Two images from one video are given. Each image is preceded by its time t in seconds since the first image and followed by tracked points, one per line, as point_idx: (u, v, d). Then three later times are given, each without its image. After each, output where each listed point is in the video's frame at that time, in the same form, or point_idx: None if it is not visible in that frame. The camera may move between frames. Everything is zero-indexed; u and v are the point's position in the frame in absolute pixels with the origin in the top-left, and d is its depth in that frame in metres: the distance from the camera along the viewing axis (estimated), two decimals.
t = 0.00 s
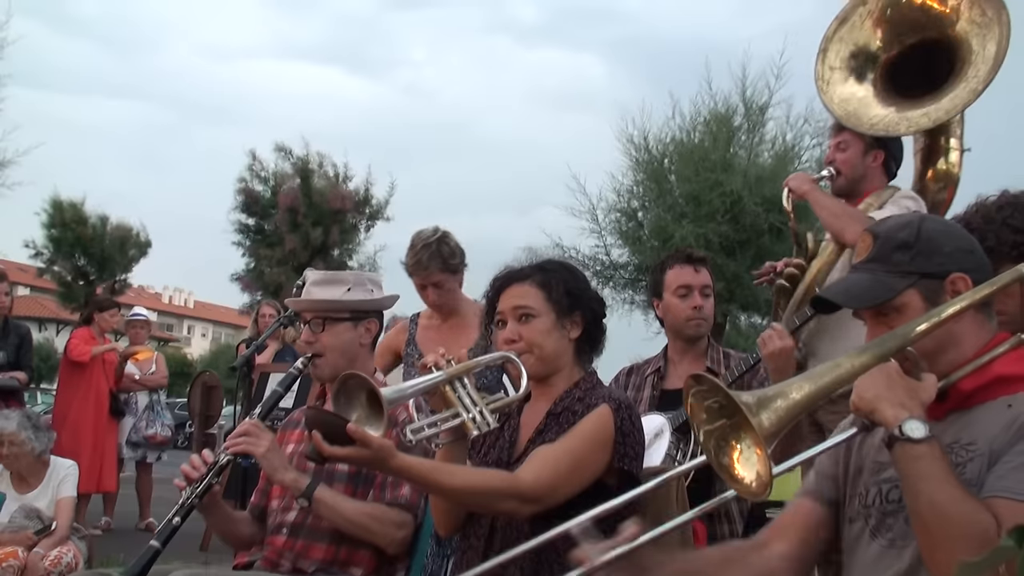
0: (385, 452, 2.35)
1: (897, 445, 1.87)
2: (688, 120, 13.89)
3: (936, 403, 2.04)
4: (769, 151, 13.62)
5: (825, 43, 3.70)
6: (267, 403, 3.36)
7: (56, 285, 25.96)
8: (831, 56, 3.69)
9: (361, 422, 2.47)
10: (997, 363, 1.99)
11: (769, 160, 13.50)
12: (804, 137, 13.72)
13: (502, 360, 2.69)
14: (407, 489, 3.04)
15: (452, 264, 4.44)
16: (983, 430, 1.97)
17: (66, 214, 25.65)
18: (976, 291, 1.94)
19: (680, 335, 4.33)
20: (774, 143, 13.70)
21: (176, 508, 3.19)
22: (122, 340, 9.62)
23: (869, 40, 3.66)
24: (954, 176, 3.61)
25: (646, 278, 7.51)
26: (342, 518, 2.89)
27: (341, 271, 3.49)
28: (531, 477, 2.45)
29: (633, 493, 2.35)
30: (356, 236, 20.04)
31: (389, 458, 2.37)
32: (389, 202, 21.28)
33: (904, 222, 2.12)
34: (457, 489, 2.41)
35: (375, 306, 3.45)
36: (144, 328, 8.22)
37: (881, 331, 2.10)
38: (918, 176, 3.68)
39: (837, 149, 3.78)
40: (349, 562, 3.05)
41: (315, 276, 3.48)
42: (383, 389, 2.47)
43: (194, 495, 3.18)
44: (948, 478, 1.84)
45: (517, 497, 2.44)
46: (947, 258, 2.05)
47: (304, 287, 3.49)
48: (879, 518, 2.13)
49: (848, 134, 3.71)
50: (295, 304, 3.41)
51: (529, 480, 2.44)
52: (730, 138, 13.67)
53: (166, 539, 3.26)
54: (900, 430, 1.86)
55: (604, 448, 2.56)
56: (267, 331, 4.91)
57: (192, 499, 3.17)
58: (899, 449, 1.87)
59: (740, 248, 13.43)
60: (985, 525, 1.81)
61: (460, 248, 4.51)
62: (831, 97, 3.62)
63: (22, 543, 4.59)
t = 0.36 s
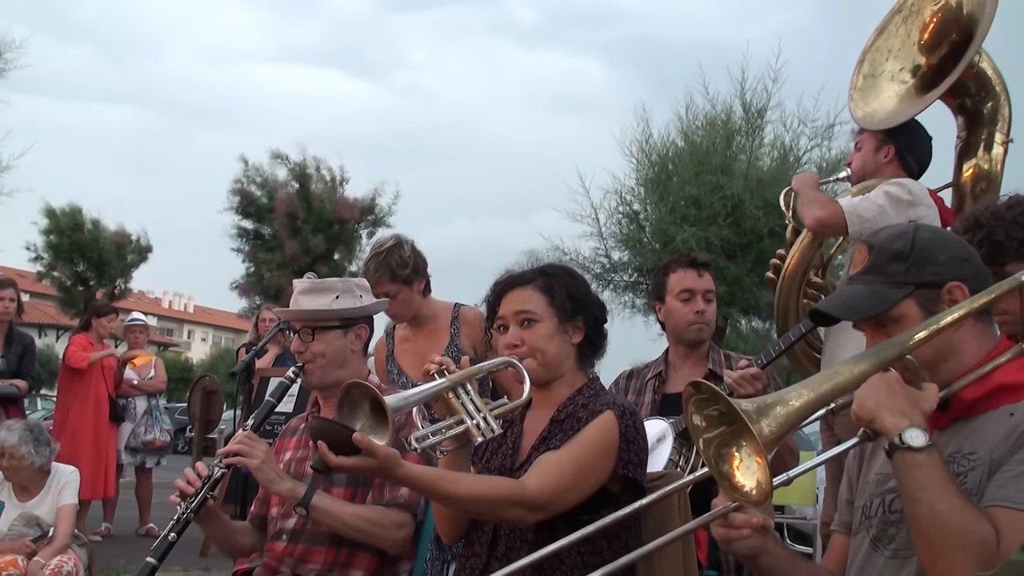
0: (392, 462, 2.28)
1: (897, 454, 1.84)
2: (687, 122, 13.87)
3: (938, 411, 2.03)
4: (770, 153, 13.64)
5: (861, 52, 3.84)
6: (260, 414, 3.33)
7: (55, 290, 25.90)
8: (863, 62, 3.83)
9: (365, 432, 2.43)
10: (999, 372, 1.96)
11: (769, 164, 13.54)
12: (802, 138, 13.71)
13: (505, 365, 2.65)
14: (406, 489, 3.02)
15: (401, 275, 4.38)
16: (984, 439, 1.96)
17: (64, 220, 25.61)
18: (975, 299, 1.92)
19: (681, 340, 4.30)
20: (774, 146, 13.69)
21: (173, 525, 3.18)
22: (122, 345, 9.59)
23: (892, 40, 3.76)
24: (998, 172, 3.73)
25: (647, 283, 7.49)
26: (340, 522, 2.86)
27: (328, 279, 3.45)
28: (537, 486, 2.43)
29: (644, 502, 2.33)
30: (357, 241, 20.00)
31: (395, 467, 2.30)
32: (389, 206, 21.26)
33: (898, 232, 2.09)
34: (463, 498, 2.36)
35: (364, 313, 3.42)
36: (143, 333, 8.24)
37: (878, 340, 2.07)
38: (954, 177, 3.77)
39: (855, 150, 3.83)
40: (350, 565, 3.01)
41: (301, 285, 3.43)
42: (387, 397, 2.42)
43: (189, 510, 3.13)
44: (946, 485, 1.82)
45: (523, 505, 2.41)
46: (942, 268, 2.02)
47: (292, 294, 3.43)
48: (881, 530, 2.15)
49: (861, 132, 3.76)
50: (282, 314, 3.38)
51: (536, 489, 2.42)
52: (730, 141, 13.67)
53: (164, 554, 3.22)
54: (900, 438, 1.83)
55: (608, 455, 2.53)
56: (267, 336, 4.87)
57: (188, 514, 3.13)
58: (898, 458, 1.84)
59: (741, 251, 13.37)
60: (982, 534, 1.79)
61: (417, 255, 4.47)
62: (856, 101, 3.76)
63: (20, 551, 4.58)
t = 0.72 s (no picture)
0: (400, 462, 2.24)
1: (908, 449, 1.82)
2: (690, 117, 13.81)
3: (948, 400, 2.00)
4: (773, 146, 13.59)
5: (868, 38, 3.80)
6: (261, 417, 3.30)
7: (59, 297, 25.89)
8: (872, 47, 3.78)
9: (372, 433, 2.39)
10: (1008, 356, 1.94)
11: (772, 156, 13.46)
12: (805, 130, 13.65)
13: (509, 362, 2.63)
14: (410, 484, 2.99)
15: (421, 268, 4.37)
16: (996, 431, 1.93)
17: (68, 226, 25.62)
18: (982, 284, 1.89)
19: (681, 335, 4.27)
20: (775, 139, 13.66)
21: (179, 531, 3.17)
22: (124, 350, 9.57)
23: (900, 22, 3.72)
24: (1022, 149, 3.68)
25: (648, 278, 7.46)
26: (347, 521, 2.84)
27: (330, 281, 3.44)
28: (545, 484, 2.39)
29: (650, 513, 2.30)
30: (360, 241, 19.98)
31: (402, 467, 2.26)
32: (392, 206, 21.24)
33: (907, 215, 2.06)
34: (471, 496, 2.32)
35: (364, 316, 3.40)
36: (145, 338, 8.21)
37: (888, 330, 2.04)
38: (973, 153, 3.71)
39: (869, 140, 3.82)
40: (357, 562, 2.98)
41: (301, 285, 3.42)
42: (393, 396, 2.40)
43: (195, 516, 3.12)
44: (962, 482, 1.79)
45: (531, 502, 2.38)
46: (951, 253, 1.99)
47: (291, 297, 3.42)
48: (892, 523, 2.12)
49: (873, 121, 3.74)
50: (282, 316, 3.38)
51: (544, 487, 2.39)
52: (731, 134, 13.63)
53: (170, 562, 3.20)
54: (911, 433, 1.81)
55: (614, 451, 2.51)
56: (269, 339, 4.85)
57: (194, 520, 3.12)
58: (910, 453, 1.82)
59: (744, 242, 13.36)
60: (998, 528, 1.77)
61: (440, 249, 4.46)
62: (867, 87, 3.72)
63: (26, 557, 4.56)
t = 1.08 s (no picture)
0: (409, 460, 2.20)
1: (920, 449, 1.81)
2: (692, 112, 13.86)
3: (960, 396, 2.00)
4: (774, 141, 13.61)
5: (855, 32, 3.80)
6: (263, 413, 3.31)
7: (63, 293, 25.91)
8: (859, 44, 3.78)
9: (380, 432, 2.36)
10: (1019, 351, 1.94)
11: (773, 150, 13.50)
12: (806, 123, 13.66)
13: (514, 359, 2.63)
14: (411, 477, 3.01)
15: (450, 263, 4.35)
16: (1008, 428, 1.93)
17: (70, 222, 25.63)
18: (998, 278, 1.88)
19: (681, 337, 4.26)
20: (776, 133, 13.67)
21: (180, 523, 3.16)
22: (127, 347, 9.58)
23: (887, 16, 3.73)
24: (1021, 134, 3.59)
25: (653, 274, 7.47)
26: (349, 517, 2.84)
27: (332, 277, 3.44)
28: (551, 481, 2.40)
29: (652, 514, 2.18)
30: (363, 237, 19.98)
31: (412, 466, 2.23)
32: (396, 202, 21.24)
33: (928, 206, 2.05)
34: (480, 494, 2.30)
35: (366, 311, 3.40)
36: (145, 334, 8.22)
37: (901, 322, 2.05)
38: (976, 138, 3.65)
39: (869, 138, 3.84)
40: (362, 556, 2.99)
41: (305, 281, 3.42)
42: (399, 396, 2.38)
43: (197, 507, 3.10)
44: (974, 486, 1.79)
45: (538, 500, 2.38)
46: (971, 246, 1.99)
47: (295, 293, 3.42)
48: (902, 517, 2.12)
49: (872, 119, 3.75)
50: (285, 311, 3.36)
51: (550, 484, 2.39)
52: (733, 129, 13.65)
53: (173, 554, 3.18)
54: (924, 433, 1.80)
55: (619, 446, 2.51)
56: (271, 336, 4.85)
57: (197, 511, 3.10)
58: (922, 453, 1.81)
59: (748, 238, 13.29)
60: (1007, 532, 1.77)
61: (468, 245, 4.44)
62: (861, 83, 3.72)
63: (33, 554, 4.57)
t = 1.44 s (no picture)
0: (412, 459, 2.23)
1: (913, 424, 1.83)
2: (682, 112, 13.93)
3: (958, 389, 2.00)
4: (763, 141, 13.67)
5: (852, 34, 3.82)
6: (255, 404, 3.28)
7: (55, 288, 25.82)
8: (857, 45, 3.80)
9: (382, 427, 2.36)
10: None
11: (764, 150, 13.54)
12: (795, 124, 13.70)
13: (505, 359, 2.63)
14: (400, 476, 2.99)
15: (438, 265, 4.36)
16: (1001, 423, 1.94)
17: (65, 217, 25.58)
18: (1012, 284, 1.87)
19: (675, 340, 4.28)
20: (765, 135, 13.73)
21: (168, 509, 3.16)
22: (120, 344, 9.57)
23: (882, 19, 3.74)
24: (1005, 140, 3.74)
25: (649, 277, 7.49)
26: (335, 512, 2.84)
27: (327, 270, 3.47)
28: (549, 480, 2.41)
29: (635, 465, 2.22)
30: (357, 235, 19.97)
31: (416, 465, 2.25)
32: (390, 200, 21.21)
33: (954, 197, 2.05)
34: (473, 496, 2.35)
35: (362, 307, 3.43)
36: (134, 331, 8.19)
37: (910, 307, 2.06)
38: (961, 142, 3.76)
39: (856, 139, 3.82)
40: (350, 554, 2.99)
41: (301, 274, 3.46)
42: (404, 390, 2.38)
43: (184, 495, 3.12)
44: (960, 465, 1.80)
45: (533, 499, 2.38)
46: (992, 242, 2.00)
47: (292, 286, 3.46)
48: (887, 505, 2.13)
49: (860, 120, 3.75)
50: (282, 305, 3.39)
51: (548, 483, 2.41)
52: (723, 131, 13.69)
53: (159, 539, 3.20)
54: (918, 408, 1.81)
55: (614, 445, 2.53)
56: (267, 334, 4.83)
57: (184, 499, 3.11)
58: (914, 428, 1.83)
59: (741, 239, 13.30)
60: (992, 518, 1.77)
61: (460, 246, 4.45)
62: (854, 84, 3.73)
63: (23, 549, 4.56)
